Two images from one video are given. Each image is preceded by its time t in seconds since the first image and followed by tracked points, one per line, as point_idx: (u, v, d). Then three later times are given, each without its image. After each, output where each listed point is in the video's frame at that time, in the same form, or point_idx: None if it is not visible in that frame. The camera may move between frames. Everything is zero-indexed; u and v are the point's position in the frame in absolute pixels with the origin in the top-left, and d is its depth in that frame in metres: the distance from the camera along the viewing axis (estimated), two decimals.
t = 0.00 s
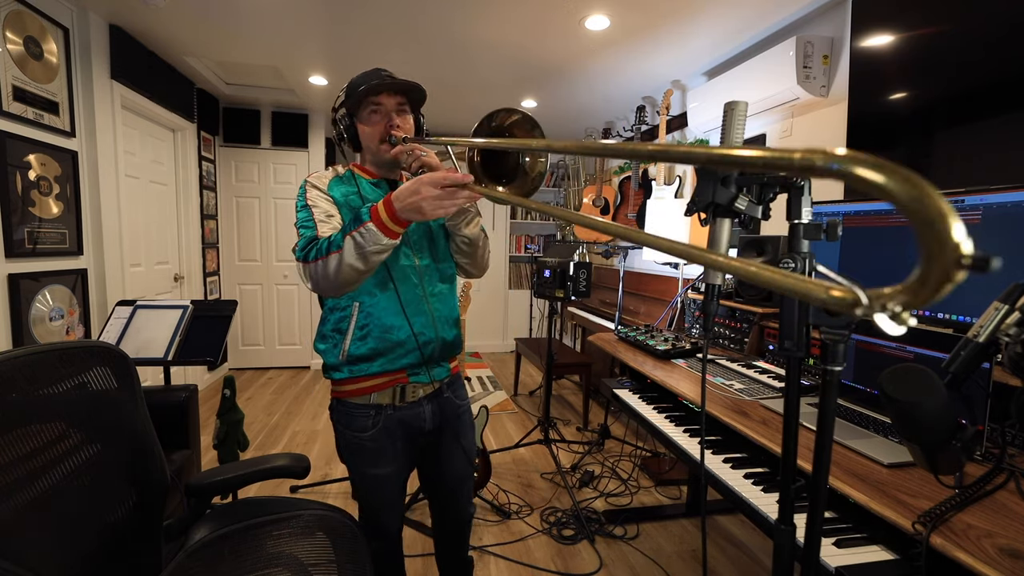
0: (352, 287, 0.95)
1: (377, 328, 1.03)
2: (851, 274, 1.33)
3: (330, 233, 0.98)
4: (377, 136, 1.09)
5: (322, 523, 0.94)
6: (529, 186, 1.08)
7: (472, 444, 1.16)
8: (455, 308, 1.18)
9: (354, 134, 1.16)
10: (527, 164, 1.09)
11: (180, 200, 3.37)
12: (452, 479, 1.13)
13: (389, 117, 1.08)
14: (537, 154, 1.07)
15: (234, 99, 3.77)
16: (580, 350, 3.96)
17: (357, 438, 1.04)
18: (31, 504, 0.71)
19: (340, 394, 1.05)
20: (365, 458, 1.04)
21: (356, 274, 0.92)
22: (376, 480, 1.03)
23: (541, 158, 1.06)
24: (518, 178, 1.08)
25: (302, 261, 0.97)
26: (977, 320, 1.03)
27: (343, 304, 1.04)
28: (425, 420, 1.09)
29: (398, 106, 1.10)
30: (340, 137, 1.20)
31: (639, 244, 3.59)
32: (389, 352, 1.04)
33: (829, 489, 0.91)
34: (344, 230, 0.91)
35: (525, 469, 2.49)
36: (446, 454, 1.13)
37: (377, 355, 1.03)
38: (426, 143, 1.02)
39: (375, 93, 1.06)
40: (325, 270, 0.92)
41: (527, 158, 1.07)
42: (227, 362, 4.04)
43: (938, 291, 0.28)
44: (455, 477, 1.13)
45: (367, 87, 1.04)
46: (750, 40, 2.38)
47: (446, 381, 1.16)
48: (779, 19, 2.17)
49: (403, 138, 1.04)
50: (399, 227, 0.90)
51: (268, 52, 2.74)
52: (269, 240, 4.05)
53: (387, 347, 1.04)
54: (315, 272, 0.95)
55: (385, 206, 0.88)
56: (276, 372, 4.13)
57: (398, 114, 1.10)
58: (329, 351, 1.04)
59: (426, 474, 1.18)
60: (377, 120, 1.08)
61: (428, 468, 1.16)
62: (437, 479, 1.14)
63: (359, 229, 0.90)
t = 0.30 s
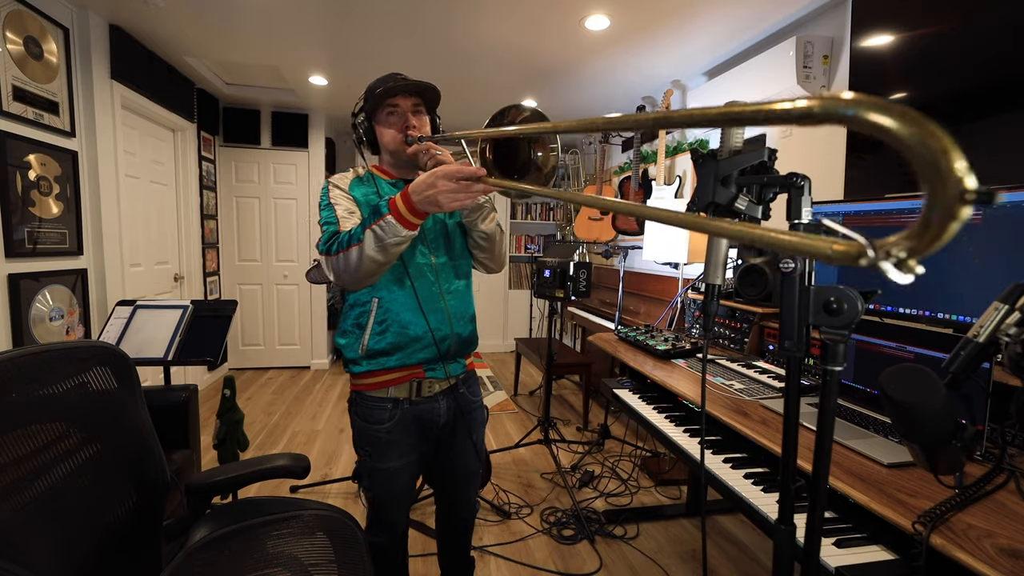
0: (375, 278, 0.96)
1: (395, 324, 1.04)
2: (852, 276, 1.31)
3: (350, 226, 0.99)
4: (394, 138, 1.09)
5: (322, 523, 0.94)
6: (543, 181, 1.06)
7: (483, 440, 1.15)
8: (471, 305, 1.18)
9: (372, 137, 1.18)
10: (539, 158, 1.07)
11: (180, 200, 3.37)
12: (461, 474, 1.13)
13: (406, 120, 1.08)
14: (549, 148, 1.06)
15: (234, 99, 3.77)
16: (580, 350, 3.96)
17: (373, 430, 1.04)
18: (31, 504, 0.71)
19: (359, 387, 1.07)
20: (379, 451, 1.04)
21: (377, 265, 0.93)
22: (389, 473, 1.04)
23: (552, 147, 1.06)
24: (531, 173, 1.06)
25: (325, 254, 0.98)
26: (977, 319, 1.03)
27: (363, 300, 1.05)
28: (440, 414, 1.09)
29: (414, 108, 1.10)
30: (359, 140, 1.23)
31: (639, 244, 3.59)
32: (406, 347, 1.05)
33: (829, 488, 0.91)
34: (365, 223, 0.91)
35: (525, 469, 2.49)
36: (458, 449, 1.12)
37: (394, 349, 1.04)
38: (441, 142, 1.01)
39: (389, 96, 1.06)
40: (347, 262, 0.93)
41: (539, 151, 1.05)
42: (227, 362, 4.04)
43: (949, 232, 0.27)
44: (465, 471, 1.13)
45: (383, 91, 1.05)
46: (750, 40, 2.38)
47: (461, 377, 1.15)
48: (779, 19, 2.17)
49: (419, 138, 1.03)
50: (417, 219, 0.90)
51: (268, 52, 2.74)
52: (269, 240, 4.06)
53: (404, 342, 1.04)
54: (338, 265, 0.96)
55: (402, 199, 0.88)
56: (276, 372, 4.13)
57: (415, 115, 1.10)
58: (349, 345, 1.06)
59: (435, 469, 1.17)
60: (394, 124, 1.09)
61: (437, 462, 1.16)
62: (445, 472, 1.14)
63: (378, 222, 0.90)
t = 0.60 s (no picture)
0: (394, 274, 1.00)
1: (415, 319, 1.04)
2: (852, 276, 1.32)
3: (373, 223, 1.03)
4: (417, 142, 1.08)
5: (322, 523, 0.94)
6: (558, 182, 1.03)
7: (496, 436, 1.17)
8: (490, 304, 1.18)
9: (395, 141, 1.18)
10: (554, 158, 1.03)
11: (180, 200, 3.37)
12: (472, 469, 1.14)
13: (429, 125, 1.09)
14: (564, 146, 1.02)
15: (233, 99, 3.77)
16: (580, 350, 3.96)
17: (392, 422, 1.04)
18: (31, 504, 0.71)
19: (380, 380, 1.08)
20: (397, 442, 1.04)
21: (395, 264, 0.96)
22: (406, 465, 1.04)
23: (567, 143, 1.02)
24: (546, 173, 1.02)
25: (351, 250, 1.03)
26: (977, 320, 1.02)
27: (384, 296, 1.06)
28: (457, 409, 1.09)
29: (436, 113, 1.10)
30: (383, 144, 1.23)
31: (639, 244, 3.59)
32: (425, 342, 1.05)
33: (829, 488, 0.91)
34: (384, 222, 0.94)
35: (524, 469, 2.49)
36: (472, 444, 1.13)
37: (414, 344, 1.04)
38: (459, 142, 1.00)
39: (412, 103, 1.07)
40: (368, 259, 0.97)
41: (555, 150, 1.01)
42: (227, 362, 4.04)
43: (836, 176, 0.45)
44: (476, 466, 1.14)
45: (405, 97, 1.06)
46: (750, 40, 2.38)
47: (479, 373, 1.16)
48: (779, 19, 2.17)
49: (442, 141, 1.03)
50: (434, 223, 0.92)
51: (268, 52, 2.74)
52: (269, 240, 4.06)
53: (423, 337, 1.05)
54: (361, 260, 1.00)
55: (420, 201, 0.90)
56: (276, 372, 4.13)
57: (437, 121, 1.11)
58: (371, 337, 1.07)
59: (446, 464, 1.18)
60: (416, 129, 1.09)
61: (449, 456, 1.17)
62: (456, 464, 1.15)
63: (397, 223, 0.93)
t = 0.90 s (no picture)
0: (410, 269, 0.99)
1: (430, 317, 1.06)
2: (851, 276, 1.31)
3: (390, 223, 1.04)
4: (438, 142, 1.09)
5: (321, 524, 0.94)
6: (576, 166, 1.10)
7: (506, 435, 1.17)
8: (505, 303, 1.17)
9: (416, 144, 1.19)
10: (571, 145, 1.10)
11: (180, 200, 3.37)
12: (482, 466, 1.14)
13: (449, 126, 1.10)
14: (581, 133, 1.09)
15: (233, 99, 3.77)
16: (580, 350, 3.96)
17: (406, 417, 1.05)
18: (31, 505, 0.71)
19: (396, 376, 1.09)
20: (410, 437, 1.05)
21: (411, 254, 0.96)
22: (418, 460, 1.04)
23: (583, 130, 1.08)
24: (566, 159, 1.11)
25: (367, 250, 1.03)
26: (977, 319, 1.02)
27: (401, 294, 1.07)
28: (470, 407, 1.09)
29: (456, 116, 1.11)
30: (405, 149, 1.24)
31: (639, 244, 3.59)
32: (440, 340, 1.06)
33: (829, 489, 0.91)
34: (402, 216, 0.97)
35: (524, 469, 2.49)
36: (482, 441, 1.14)
37: (428, 341, 1.05)
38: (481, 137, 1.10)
39: (433, 104, 1.07)
40: (385, 252, 0.98)
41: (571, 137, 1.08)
42: (226, 362, 4.04)
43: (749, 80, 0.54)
44: (485, 464, 1.14)
45: (426, 98, 1.07)
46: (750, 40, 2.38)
47: (493, 372, 1.15)
48: (779, 19, 2.17)
49: (462, 140, 1.07)
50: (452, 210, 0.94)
51: (268, 52, 2.74)
52: (269, 240, 4.06)
53: (437, 335, 1.05)
54: (376, 259, 1.01)
55: (437, 191, 0.93)
56: (276, 372, 4.13)
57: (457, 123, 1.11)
58: (388, 334, 1.09)
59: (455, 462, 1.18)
60: (437, 130, 1.10)
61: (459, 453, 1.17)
62: (466, 462, 1.15)
63: (415, 213, 0.95)
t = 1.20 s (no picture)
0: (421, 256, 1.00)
1: (436, 313, 1.06)
2: (851, 276, 1.31)
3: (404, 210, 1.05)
4: (448, 143, 1.10)
5: (321, 524, 0.94)
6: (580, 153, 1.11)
7: (509, 435, 1.17)
8: (512, 303, 1.17)
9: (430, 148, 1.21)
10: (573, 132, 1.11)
11: (180, 200, 3.37)
12: (485, 466, 1.14)
13: (460, 126, 1.11)
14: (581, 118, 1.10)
15: (233, 99, 3.77)
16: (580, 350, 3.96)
17: (409, 415, 1.05)
18: (31, 505, 0.71)
19: (402, 372, 1.09)
20: (412, 435, 1.05)
21: (420, 240, 0.97)
22: (421, 459, 1.04)
23: (585, 113, 1.09)
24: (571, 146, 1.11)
25: (381, 235, 1.05)
26: (977, 319, 1.02)
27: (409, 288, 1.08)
28: (473, 407, 1.09)
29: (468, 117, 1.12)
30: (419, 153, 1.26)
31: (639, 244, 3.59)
32: (445, 336, 1.06)
33: (829, 488, 0.91)
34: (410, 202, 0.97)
35: (524, 469, 2.49)
36: (485, 441, 1.14)
37: (432, 336, 1.05)
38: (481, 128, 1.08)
39: (445, 106, 1.09)
40: (396, 237, 0.99)
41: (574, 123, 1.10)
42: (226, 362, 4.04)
43: None
44: (487, 464, 1.14)
45: (437, 99, 1.09)
46: (750, 40, 2.38)
47: (499, 372, 1.14)
48: (779, 19, 2.17)
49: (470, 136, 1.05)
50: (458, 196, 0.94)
51: (268, 52, 2.74)
52: (269, 240, 4.06)
53: (442, 331, 1.06)
54: (389, 244, 1.02)
55: (443, 176, 0.92)
56: (276, 372, 4.13)
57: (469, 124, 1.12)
58: (395, 328, 1.09)
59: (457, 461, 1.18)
60: (448, 131, 1.11)
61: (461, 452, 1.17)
62: (468, 461, 1.15)
63: (422, 199, 0.95)
